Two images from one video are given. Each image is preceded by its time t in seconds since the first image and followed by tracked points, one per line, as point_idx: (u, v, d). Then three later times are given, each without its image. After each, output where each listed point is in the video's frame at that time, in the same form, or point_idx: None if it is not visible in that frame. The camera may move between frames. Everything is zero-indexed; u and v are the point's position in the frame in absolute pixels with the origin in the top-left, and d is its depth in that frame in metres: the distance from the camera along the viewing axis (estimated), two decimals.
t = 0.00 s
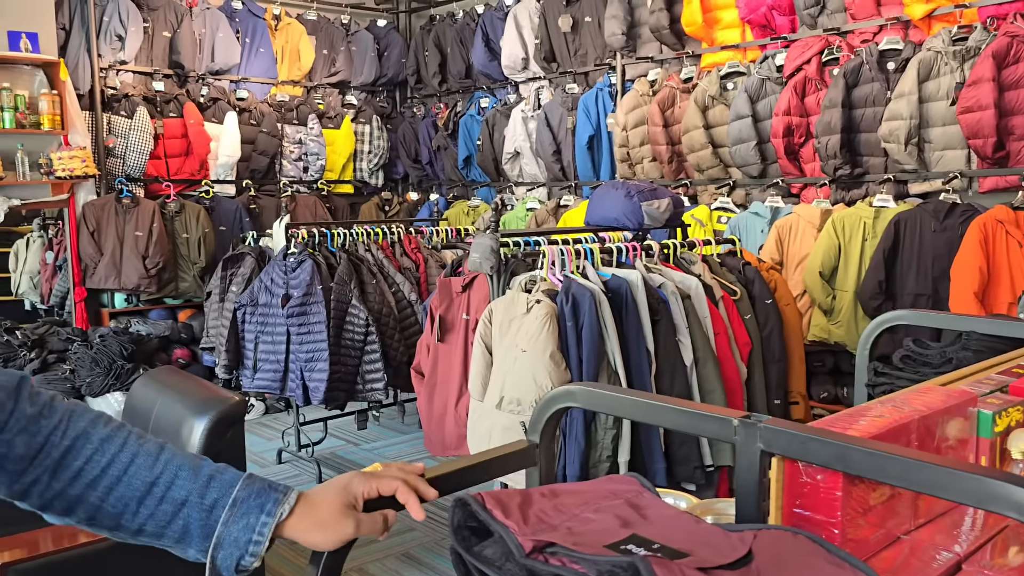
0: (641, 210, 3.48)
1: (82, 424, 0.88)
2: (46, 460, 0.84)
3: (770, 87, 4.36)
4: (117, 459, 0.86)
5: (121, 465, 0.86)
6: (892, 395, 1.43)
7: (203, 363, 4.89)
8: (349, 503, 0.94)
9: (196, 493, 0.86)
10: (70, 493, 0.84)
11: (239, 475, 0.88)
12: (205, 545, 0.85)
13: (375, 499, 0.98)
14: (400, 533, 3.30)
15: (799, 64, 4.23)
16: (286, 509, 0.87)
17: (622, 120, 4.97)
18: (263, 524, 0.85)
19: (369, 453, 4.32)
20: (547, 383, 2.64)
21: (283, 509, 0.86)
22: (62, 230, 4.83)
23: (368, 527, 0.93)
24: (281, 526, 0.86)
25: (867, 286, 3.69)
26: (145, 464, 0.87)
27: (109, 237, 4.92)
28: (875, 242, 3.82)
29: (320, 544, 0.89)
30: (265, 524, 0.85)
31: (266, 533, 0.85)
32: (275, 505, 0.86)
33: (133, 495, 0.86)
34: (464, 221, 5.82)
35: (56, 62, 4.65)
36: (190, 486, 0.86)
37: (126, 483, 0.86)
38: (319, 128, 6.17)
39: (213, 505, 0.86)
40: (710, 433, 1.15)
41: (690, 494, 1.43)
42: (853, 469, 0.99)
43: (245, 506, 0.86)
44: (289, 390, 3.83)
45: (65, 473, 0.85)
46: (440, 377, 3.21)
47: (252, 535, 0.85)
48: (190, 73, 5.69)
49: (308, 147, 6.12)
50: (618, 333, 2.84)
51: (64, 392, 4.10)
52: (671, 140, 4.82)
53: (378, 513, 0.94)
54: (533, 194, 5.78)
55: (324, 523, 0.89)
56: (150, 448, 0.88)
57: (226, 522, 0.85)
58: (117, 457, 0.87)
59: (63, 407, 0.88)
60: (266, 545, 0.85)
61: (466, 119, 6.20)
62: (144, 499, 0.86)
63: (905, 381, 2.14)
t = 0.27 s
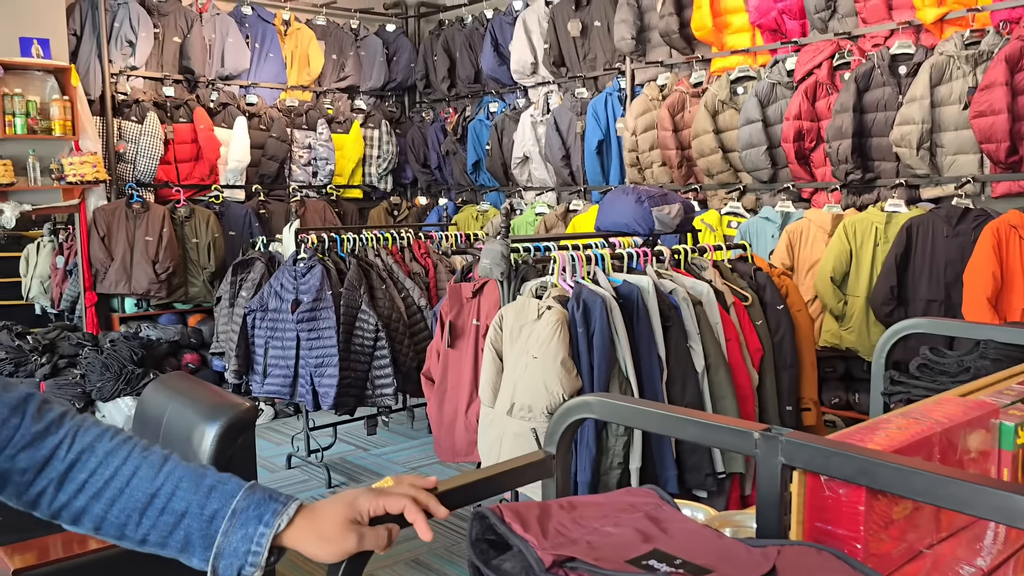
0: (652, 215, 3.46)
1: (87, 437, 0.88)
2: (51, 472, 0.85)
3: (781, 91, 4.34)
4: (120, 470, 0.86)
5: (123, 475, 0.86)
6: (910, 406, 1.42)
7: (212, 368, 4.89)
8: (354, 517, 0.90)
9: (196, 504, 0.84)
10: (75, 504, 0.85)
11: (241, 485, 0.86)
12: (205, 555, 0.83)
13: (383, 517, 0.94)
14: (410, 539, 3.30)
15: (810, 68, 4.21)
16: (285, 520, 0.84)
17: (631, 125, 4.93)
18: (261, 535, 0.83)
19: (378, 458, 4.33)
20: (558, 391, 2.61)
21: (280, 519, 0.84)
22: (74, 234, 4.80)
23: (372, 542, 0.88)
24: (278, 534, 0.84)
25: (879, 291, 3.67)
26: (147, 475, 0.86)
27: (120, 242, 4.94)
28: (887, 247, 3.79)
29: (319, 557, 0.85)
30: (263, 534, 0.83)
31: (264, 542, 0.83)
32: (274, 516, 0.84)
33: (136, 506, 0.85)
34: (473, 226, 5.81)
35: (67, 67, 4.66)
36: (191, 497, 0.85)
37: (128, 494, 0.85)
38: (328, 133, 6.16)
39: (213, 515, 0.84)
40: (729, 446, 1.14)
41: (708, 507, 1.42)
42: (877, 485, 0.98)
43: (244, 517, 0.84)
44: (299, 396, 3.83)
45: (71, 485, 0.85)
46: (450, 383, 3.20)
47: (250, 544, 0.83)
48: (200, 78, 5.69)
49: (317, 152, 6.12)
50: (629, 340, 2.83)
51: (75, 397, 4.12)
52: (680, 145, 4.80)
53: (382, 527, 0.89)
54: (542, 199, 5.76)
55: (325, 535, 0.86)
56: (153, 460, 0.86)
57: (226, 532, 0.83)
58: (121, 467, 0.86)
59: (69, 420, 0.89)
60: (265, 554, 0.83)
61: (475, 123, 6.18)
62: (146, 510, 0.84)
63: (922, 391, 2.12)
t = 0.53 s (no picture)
0: (654, 220, 3.45)
1: (71, 451, 0.90)
2: (35, 485, 0.87)
3: (784, 95, 4.33)
4: (104, 483, 0.88)
5: (104, 488, 0.88)
6: (919, 415, 1.41)
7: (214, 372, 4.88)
8: (339, 536, 0.90)
9: (178, 517, 0.86)
10: (58, 517, 0.87)
11: (223, 498, 0.88)
12: (187, 567, 0.85)
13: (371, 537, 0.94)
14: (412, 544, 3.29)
15: (812, 72, 4.21)
16: (266, 534, 0.86)
17: (634, 128, 4.90)
18: (242, 548, 0.84)
19: (380, 462, 4.33)
20: (561, 395, 2.61)
21: (262, 532, 0.85)
22: (75, 238, 4.79)
23: (357, 560, 0.89)
24: (261, 548, 0.85)
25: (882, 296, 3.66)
26: (130, 488, 0.87)
27: (122, 246, 4.93)
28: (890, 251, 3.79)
29: (302, 575, 0.86)
30: (244, 547, 0.84)
31: (245, 556, 0.84)
32: (255, 529, 0.85)
33: (118, 519, 0.86)
34: (475, 229, 5.79)
35: (69, 72, 4.66)
36: (173, 510, 0.86)
37: (111, 507, 0.87)
38: (330, 136, 6.14)
39: (195, 529, 0.86)
40: (736, 456, 1.13)
41: (715, 515, 1.42)
42: (887, 496, 0.97)
43: (225, 529, 0.85)
44: (301, 400, 3.82)
45: (54, 498, 0.87)
46: (452, 388, 3.19)
47: (233, 558, 0.84)
48: (202, 82, 5.68)
49: (319, 155, 6.10)
50: (633, 344, 2.82)
51: (75, 402, 4.08)
52: (683, 148, 4.79)
53: (367, 546, 0.90)
54: (544, 202, 5.74)
55: (308, 552, 0.87)
56: (136, 474, 0.88)
57: (207, 545, 0.85)
58: (104, 480, 0.88)
59: (54, 435, 0.91)
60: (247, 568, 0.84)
61: (477, 127, 6.16)
62: (129, 523, 0.86)
63: (929, 398, 2.11)
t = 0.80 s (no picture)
0: (648, 220, 3.46)
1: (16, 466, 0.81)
2: None
3: (777, 95, 4.34)
4: (45, 498, 0.78)
5: (45, 504, 0.77)
6: (911, 413, 1.41)
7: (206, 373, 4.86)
8: (277, 550, 0.77)
9: (119, 533, 0.75)
10: None
11: (168, 511, 0.77)
12: None
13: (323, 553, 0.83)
14: (406, 544, 3.28)
15: (805, 72, 4.21)
16: (207, 544, 0.74)
17: (628, 129, 4.92)
18: (181, 562, 0.72)
19: (373, 462, 4.32)
20: (555, 395, 2.61)
21: (203, 543, 0.73)
22: (68, 238, 4.72)
23: None
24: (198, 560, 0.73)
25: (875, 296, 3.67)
26: (71, 503, 0.77)
27: (114, 246, 4.91)
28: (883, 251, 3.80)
29: None
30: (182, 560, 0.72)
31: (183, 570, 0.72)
32: (196, 541, 0.74)
33: (54, 537, 0.76)
34: (469, 230, 5.77)
35: (61, 71, 4.64)
36: (113, 526, 0.75)
37: (48, 523, 0.76)
38: (324, 137, 6.11)
39: (136, 545, 0.74)
40: (728, 454, 1.12)
41: (708, 514, 1.41)
42: (881, 494, 0.97)
43: (166, 543, 0.74)
44: (294, 401, 3.81)
45: None
46: (446, 389, 3.18)
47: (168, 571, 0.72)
48: (195, 82, 5.66)
49: (312, 155, 6.07)
50: (626, 344, 2.82)
51: (67, 402, 4.08)
52: (676, 149, 4.79)
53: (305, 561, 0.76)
54: (538, 203, 5.72)
55: (242, 564, 0.74)
56: (80, 489, 0.78)
57: (147, 562, 0.73)
58: (46, 496, 0.78)
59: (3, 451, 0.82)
60: None
61: (471, 127, 6.13)
62: (66, 541, 0.75)
63: (921, 397, 2.12)
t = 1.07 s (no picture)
0: (631, 218, 3.46)
1: None
2: None
3: (761, 94, 4.35)
4: None
5: None
6: (889, 409, 1.41)
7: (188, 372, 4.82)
8: None
9: None
10: None
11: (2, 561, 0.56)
12: None
13: None
14: (389, 544, 3.27)
15: (789, 71, 4.22)
16: None
17: (612, 127, 4.89)
18: None
19: (356, 461, 4.30)
20: (537, 393, 2.60)
21: None
22: (49, 238, 4.76)
23: None
24: None
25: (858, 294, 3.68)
26: None
27: (96, 246, 4.86)
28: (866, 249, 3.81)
29: None
30: None
31: None
32: None
33: None
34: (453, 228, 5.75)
35: (42, 68, 4.59)
36: None
37: None
38: (308, 135, 6.06)
39: None
40: (705, 451, 1.11)
41: (685, 512, 1.41)
42: (858, 491, 0.95)
43: None
44: (276, 400, 3.79)
45: None
46: (428, 387, 3.16)
47: None
48: (178, 79, 5.61)
49: (296, 154, 6.02)
50: (609, 342, 2.81)
51: (48, 402, 4.10)
52: (661, 147, 4.78)
53: None
54: (523, 201, 5.68)
55: None
56: None
57: None
58: None
59: None
60: None
61: (456, 125, 6.10)
62: None
63: (901, 394, 2.11)
